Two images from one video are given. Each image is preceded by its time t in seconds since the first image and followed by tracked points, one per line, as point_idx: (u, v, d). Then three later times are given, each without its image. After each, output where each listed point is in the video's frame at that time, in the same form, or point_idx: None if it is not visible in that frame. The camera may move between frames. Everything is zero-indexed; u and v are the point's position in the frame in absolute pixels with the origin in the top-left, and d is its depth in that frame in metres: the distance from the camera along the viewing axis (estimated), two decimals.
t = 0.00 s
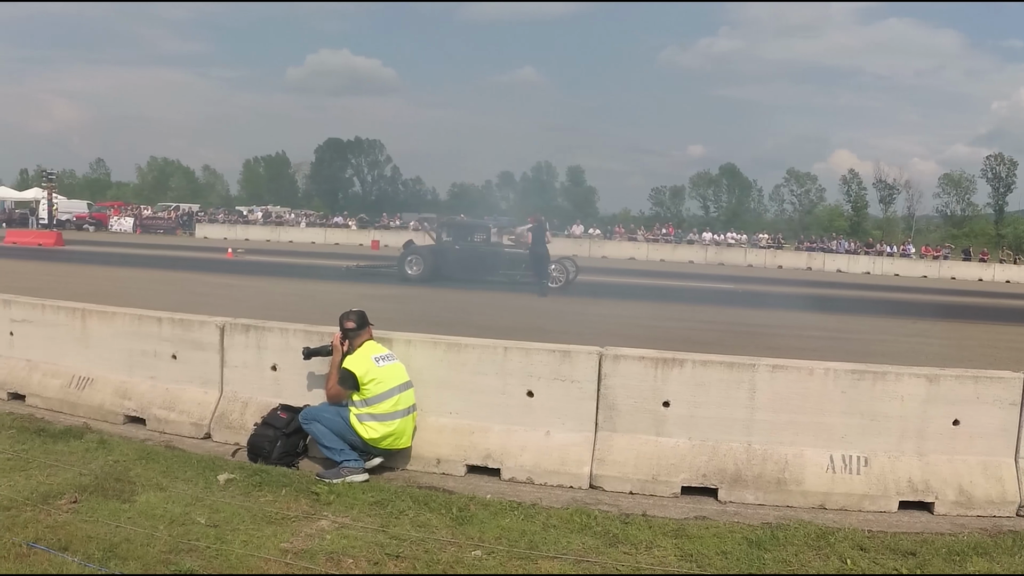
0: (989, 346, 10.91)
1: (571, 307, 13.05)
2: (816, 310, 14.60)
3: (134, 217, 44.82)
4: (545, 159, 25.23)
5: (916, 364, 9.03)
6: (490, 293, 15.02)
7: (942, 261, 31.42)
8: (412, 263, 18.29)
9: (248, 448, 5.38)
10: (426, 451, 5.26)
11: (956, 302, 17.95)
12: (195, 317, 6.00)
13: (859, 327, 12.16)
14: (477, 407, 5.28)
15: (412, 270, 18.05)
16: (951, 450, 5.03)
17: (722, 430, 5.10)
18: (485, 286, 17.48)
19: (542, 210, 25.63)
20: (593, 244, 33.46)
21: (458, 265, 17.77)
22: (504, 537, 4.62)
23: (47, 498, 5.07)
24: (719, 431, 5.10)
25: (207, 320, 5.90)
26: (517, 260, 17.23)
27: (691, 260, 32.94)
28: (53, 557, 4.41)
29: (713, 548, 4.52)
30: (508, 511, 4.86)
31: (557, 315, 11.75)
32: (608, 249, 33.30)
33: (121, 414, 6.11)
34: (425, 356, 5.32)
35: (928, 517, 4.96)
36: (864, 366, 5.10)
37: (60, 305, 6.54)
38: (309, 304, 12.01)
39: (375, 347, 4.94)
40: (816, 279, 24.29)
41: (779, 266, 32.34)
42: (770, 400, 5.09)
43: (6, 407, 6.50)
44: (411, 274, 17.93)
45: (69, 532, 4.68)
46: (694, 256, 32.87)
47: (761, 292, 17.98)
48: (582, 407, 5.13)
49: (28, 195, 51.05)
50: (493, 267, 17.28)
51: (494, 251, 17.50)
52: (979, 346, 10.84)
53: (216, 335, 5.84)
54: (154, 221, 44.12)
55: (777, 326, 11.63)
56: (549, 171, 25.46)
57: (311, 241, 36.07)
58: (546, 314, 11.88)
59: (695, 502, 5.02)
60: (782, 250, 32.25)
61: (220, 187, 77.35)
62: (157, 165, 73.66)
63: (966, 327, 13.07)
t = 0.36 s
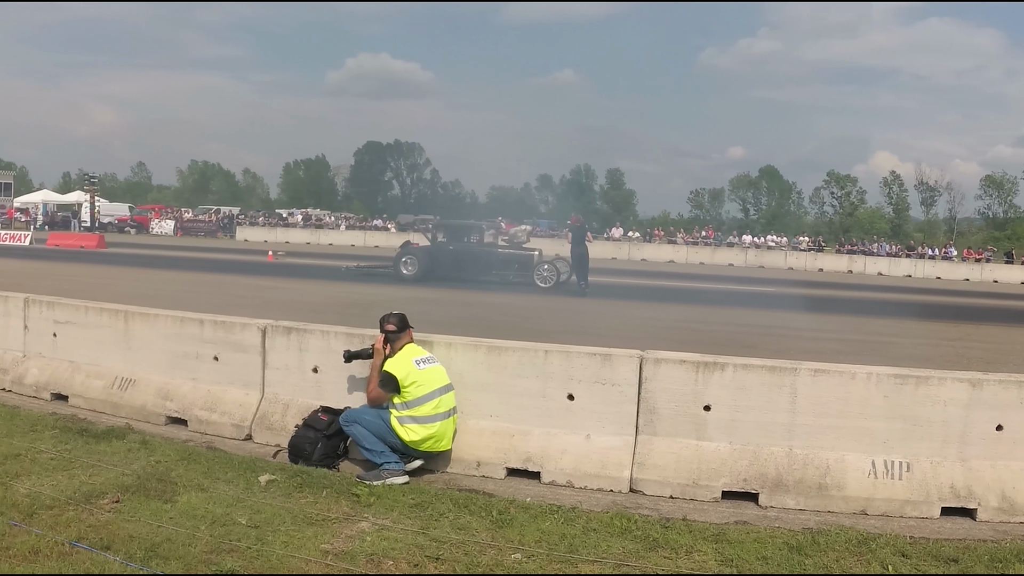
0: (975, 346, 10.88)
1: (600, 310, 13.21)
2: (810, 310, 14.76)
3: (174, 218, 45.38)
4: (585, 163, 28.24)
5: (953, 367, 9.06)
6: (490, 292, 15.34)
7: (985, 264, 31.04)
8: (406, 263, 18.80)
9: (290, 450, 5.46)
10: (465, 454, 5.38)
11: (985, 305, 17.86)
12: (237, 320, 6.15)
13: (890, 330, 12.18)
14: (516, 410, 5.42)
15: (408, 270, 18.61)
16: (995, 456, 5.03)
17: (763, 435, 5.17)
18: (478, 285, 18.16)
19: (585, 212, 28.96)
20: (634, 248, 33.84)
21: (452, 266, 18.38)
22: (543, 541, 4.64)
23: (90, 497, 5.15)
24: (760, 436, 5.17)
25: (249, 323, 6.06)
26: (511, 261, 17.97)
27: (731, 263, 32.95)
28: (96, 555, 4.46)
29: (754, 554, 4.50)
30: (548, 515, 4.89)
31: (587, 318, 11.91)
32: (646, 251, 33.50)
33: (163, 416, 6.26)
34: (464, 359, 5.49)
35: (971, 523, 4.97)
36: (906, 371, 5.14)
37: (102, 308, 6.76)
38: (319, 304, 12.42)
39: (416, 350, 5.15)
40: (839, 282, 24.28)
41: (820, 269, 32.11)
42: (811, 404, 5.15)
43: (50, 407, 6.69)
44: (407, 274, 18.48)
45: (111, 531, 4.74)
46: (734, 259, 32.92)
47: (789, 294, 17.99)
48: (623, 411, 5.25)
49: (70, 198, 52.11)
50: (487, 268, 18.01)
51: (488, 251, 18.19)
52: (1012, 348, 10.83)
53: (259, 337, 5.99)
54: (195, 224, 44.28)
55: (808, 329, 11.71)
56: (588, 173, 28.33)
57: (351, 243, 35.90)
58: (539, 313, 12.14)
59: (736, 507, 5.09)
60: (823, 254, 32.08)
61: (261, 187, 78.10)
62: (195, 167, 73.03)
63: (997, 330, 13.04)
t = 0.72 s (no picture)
0: (961, 347, 10.86)
1: (627, 312, 13.37)
2: (801, 310, 14.95)
3: (214, 221, 46.19)
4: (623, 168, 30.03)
5: (986, 371, 9.07)
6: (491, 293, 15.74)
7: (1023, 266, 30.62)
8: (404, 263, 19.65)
9: (328, 452, 5.51)
10: (505, 457, 5.53)
11: (1015, 308, 17.69)
12: (276, 321, 6.30)
13: (918, 333, 12.17)
14: (555, 413, 5.56)
15: (405, 270, 19.46)
16: None
17: (804, 439, 5.24)
18: (473, 285, 18.72)
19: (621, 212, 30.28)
20: (672, 251, 34.80)
21: (447, 265, 19.06)
22: (582, 544, 4.65)
23: (130, 496, 5.20)
24: (800, 440, 5.25)
25: (288, 325, 6.20)
26: (505, 261, 18.43)
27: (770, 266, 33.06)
28: (136, 554, 4.49)
29: (793, 559, 4.47)
30: (587, 518, 4.94)
31: (616, 321, 12.09)
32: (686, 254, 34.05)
33: (203, 416, 6.43)
34: (503, 362, 5.65)
35: (1014, 530, 4.97)
36: (949, 376, 5.14)
37: (143, 309, 6.99)
38: (323, 306, 12.82)
39: (455, 352, 5.30)
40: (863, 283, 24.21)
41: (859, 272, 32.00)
42: (852, 408, 5.20)
43: (92, 407, 6.95)
44: (404, 274, 19.34)
45: (152, 530, 4.77)
46: (774, 262, 33.02)
47: (818, 297, 17.92)
48: (662, 414, 5.36)
49: (112, 200, 53.23)
50: (482, 268, 18.52)
51: (483, 252, 18.70)
52: None
53: (298, 339, 6.13)
54: (234, 226, 44.99)
55: (837, 332, 11.80)
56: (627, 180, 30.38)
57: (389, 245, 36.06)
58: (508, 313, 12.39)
59: (776, 511, 5.16)
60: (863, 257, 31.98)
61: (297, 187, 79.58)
62: (236, 169, 72.14)
63: None
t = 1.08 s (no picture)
0: (985, 349, 10.92)
1: (650, 314, 13.63)
2: (815, 311, 15.07)
3: (250, 223, 47.13)
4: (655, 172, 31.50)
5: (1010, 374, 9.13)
6: (498, 293, 16.20)
7: None
8: (401, 262, 20.75)
9: (365, 453, 5.59)
10: (542, 459, 5.68)
11: None
12: (313, 323, 6.47)
13: (940, 335, 12.27)
14: (592, 416, 5.72)
15: (403, 269, 20.57)
16: None
17: (842, 443, 5.32)
18: (468, 284, 19.77)
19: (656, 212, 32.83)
20: (708, 253, 34.60)
21: (443, 264, 20.15)
22: (619, 547, 4.64)
23: (168, 496, 5.25)
24: (838, 444, 5.32)
25: (326, 326, 6.37)
26: (499, 261, 19.42)
27: (807, 269, 32.91)
28: (173, 553, 4.52)
29: (831, 564, 4.44)
30: (624, 521, 4.97)
31: (640, 323, 12.33)
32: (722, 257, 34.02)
33: (241, 416, 6.61)
34: (542, 365, 5.85)
35: None
36: (989, 381, 5.16)
37: (181, 310, 7.19)
38: (337, 306, 13.22)
39: (492, 355, 5.43)
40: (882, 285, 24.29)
41: (896, 275, 31.74)
42: (890, 413, 5.26)
43: (131, 408, 7.16)
44: (402, 273, 20.42)
45: (190, 529, 4.81)
46: (810, 264, 32.85)
47: (838, 298, 17.99)
48: (699, 417, 5.48)
49: (149, 202, 54.26)
50: (477, 267, 19.56)
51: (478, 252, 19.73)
52: None
53: (335, 340, 6.29)
54: (270, 229, 45.85)
55: (858, 334, 11.96)
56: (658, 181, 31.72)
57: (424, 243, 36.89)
58: (505, 315, 12.72)
59: (814, 516, 5.23)
60: (900, 259, 31.75)
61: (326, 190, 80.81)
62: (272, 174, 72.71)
63: None
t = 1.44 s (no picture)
0: (1003, 350, 10.91)
1: (668, 314, 13.79)
2: (833, 312, 15.08)
3: (285, 226, 47.72)
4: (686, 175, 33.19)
5: None
6: (509, 293, 16.44)
7: None
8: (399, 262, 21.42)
9: (399, 454, 5.67)
10: (576, 462, 5.75)
11: None
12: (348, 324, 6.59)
13: (957, 335, 12.28)
14: (625, 419, 5.77)
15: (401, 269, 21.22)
16: None
17: (878, 446, 5.28)
18: (463, 283, 20.37)
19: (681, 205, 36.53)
20: (742, 255, 34.40)
21: (439, 264, 20.77)
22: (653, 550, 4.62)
23: (203, 496, 5.29)
24: (875, 448, 5.29)
25: (360, 328, 6.48)
26: (493, 261, 20.00)
27: (841, 270, 32.66)
28: (207, 553, 4.54)
29: (867, 570, 4.39)
30: (658, 524, 4.95)
31: (657, 324, 12.45)
32: (756, 258, 33.84)
33: (276, 417, 6.73)
34: (576, 367, 5.91)
35: None
36: None
37: (217, 312, 7.33)
38: (356, 306, 13.42)
39: (526, 356, 5.50)
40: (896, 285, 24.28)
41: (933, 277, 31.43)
42: (927, 416, 5.21)
43: (166, 407, 7.30)
44: (400, 273, 21.03)
45: (224, 529, 4.83)
46: (845, 265, 32.58)
47: (851, 298, 18.08)
48: (735, 420, 5.51)
49: (184, 205, 55.01)
50: (472, 267, 20.16)
51: (474, 252, 20.36)
52: None
53: (370, 342, 6.40)
54: (304, 230, 46.19)
55: (876, 335, 12.00)
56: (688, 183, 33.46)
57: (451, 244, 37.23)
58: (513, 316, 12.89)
59: (850, 520, 5.21)
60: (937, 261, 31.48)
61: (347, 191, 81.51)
62: (305, 175, 73.25)
63: None
